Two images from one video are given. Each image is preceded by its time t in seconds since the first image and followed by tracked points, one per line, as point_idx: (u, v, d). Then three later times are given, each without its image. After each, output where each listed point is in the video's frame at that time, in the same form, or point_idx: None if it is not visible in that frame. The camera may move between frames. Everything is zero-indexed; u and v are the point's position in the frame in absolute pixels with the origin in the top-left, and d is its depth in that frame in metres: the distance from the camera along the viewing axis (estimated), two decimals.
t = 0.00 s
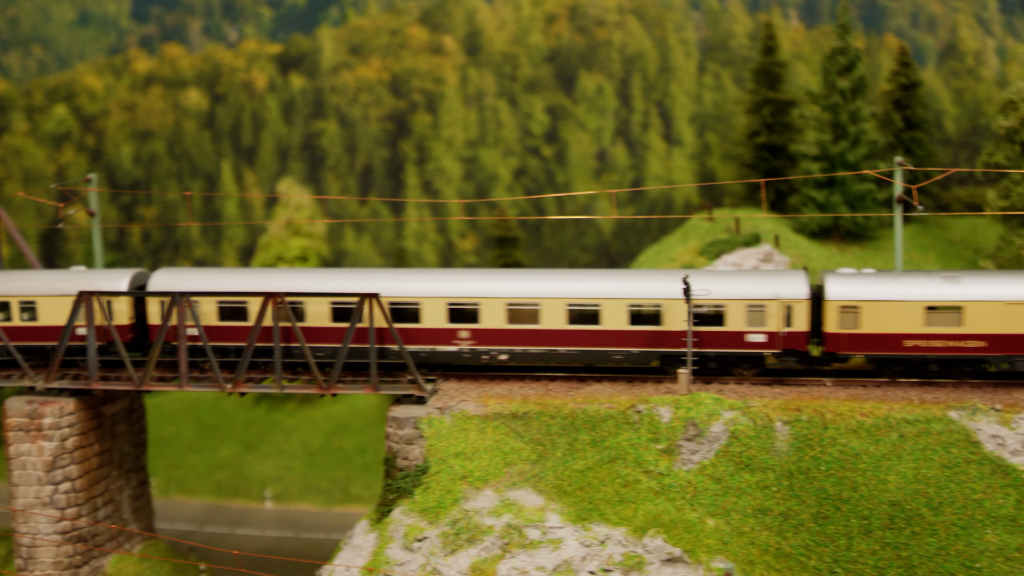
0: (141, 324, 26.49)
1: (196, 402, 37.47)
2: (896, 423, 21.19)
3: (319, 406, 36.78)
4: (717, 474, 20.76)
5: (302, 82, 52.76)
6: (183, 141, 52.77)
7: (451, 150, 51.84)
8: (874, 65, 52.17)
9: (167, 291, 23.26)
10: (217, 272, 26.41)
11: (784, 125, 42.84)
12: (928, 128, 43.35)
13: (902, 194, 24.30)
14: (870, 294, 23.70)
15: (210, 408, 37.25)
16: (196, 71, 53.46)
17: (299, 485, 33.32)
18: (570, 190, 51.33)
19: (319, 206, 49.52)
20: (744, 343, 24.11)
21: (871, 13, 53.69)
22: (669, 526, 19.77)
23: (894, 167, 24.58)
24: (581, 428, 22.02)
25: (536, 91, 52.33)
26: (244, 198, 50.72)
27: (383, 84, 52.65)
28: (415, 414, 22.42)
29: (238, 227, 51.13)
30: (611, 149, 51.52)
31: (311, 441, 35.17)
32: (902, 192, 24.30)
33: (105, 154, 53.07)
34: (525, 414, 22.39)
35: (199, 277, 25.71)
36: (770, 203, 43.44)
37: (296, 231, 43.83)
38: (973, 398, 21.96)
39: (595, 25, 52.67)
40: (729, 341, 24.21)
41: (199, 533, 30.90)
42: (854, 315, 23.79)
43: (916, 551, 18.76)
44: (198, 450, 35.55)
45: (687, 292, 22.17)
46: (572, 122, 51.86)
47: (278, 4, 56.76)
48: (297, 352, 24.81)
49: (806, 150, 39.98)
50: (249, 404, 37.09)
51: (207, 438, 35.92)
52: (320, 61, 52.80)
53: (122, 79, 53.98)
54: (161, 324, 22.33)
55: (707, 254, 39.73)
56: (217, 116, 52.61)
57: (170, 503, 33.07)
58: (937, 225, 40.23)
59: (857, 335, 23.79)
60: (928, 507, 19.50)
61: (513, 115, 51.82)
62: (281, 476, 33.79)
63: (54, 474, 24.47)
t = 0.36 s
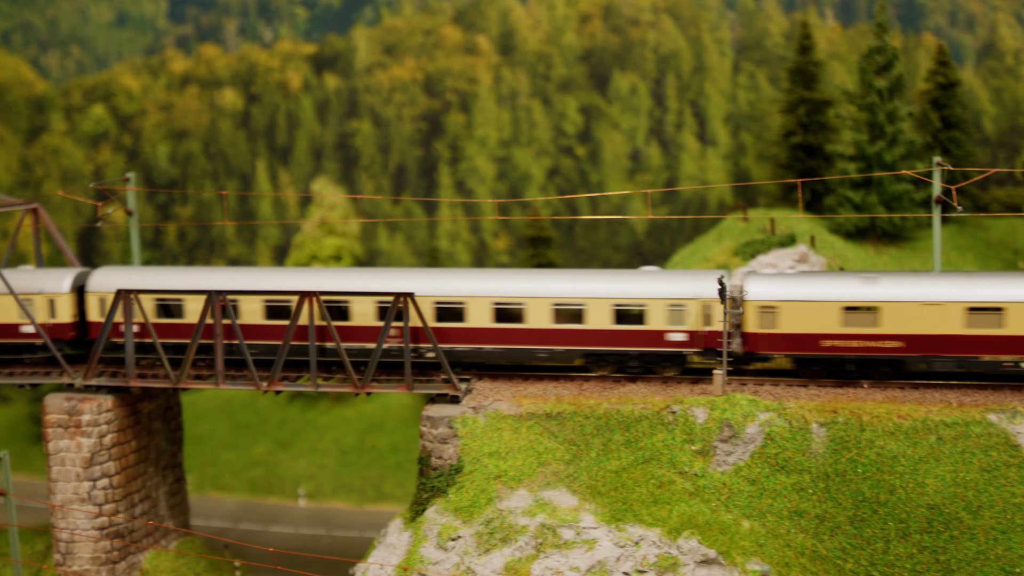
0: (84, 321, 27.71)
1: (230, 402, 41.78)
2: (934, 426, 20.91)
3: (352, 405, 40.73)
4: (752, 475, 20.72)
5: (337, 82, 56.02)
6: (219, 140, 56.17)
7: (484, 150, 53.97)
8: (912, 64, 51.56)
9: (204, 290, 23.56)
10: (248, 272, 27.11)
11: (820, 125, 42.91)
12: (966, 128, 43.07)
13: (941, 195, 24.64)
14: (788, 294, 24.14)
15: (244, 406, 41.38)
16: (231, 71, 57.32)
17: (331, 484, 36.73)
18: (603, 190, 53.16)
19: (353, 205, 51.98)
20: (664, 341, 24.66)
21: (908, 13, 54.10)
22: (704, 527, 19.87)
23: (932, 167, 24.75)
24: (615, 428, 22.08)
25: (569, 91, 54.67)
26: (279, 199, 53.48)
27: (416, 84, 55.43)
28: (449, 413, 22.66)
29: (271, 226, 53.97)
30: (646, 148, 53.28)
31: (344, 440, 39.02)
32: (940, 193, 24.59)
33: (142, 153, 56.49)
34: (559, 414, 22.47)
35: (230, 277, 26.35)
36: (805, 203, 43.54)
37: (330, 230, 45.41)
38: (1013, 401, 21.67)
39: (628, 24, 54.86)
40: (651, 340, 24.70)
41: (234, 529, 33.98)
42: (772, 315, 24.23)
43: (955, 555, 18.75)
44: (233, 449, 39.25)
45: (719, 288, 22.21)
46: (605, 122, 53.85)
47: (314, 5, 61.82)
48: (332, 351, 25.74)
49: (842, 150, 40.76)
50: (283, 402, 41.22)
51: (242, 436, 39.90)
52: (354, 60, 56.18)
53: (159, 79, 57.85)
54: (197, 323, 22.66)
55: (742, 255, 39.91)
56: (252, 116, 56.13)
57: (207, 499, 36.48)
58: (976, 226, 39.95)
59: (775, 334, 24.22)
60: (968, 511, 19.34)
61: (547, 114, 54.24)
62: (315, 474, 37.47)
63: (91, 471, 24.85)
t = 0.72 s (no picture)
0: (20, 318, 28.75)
1: (256, 400, 42.78)
2: (959, 429, 20.58)
3: (377, 404, 41.76)
4: (774, 478, 20.68)
5: (361, 82, 56.72)
6: (245, 141, 57.01)
7: (508, 150, 54.30)
8: (940, 64, 50.85)
9: (226, 290, 23.99)
10: (273, 271, 28.11)
11: (846, 125, 42.41)
12: (995, 129, 42.46)
13: (967, 196, 24.23)
14: (694, 294, 24.93)
15: (269, 405, 42.34)
16: (258, 71, 58.31)
17: (356, 484, 37.16)
18: (627, 190, 53.12)
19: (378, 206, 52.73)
20: (577, 341, 25.66)
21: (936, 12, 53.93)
22: (724, 530, 19.95)
23: (958, 168, 24.40)
24: (635, 429, 22.04)
25: (594, 91, 54.60)
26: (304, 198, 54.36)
27: (441, 84, 55.79)
28: (469, 413, 22.69)
29: (296, 226, 54.71)
30: (670, 149, 53.12)
31: (368, 438, 39.72)
32: (967, 194, 24.23)
33: (169, 153, 57.24)
34: (580, 415, 22.40)
35: (254, 276, 27.26)
36: (831, 204, 42.77)
37: (354, 230, 45.70)
38: None
39: (653, 24, 54.62)
40: (564, 339, 25.70)
41: (257, 527, 34.39)
42: (680, 314, 25.07)
43: (979, 561, 18.75)
44: (256, 447, 39.79)
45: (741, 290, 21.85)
46: (630, 122, 53.67)
47: (340, 6, 63.31)
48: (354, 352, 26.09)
49: (869, 151, 40.52)
50: (307, 401, 42.29)
51: (265, 434, 40.53)
52: (379, 60, 56.84)
53: (186, 79, 58.77)
54: (220, 322, 23.04)
55: (766, 256, 39.51)
56: (277, 115, 57.00)
57: (231, 497, 36.95)
58: (1004, 227, 39.42)
59: (683, 334, 25.04)
60: (992, 516, 19.19)
61: (571, 115, 54.25)
62: (339, 473, 37.99)
63: (116, 468, 25.22)
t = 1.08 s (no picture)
0: None
1: (279, 400, 43.87)
2: (980, 433, 20.32)
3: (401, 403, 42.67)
4: (791, 481, 20.57)
5: (386, 82, 57.13)
6: (270, 140, 57.58)
7: (531, 150, 54.41)
8: (967, 63, 50.08)
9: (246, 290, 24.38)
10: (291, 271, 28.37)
11: (871, 125, 41.90)
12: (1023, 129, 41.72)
13: (991, 198, 23.95)
14: (603, 293, 25.55)
15: (293, 405, 43.41)
16: (284, 72, 59.04)
17: (377, 483, 37.49)
18: (650, 191, 52.54)
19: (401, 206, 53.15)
20: (489, 338, 26.14)
21: (963, 10, 53.46)
22: (741, 533, 19.91)
23: (983, 169, 24.05)
24: (652, 431, 22.00)
25: (617, 91, 54.56)
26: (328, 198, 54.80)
27: (464, 84, 56.07)
28: (485, 414, 22.77)
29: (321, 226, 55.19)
30: (694, 149, 52.80)
31: (391, 437, 40.35)
32: (991, 195, 23.95)
33: (195, 153, 58.00)
34: (596, 416, 22.38)
35: (272, 276, 27.45)
36: (855, 205, 42.40)
37: (376, 229, 46.46)
38: None
39: (677, 23, 54.46)
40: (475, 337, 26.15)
41: (277, 525, 34.67)
42: (589, 313, 25.70)
43: (998, 567, 18.60)
44: (279, 445, 40.68)
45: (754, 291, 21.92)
46: (654, 122, 53.44)
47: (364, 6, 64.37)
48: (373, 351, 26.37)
49: (893, 151, 40.12)
50: (331, 400, 43.16)
51: (288, 433, 41.30)
52: (403, 60, 57.31)
53: (212, 79, 59.54)
54: (240, 321, 23.45)
55: (787, 257, 39.22)
56: (302, 115, 57.53)
57: (253, 495, 37.45)
58: None
59: (591, 333, 25.67)
60: (1013, 521, 18.99)
61: (594, 115, 54.23)
62: (361, 472, 38.40)
63: (136, 465, 25.66)
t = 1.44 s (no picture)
0: None
1: (298, 399, 44.27)
2: (994, 437, 20.06)
3: (418, 403, 42.82)
4: (801, 484, 20.50)
5: (405, 82, 57.42)
6: (290, 141, 57.96)
7: (550, 150, 54.30)
8: (988, 62, 49.47)
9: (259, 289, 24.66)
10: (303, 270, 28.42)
11: (891, 125, 41.62)
12: None
13: (1007, 199, 23.75)
14: (512, 292, 25.77)
15: (311, 404, 43.83)
16: (303, 72, 59.31)
17: (392, 484, 37.63)
18: (668, 191, 52.64)
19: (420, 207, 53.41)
20: (402, 335, 26.50)
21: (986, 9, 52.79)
22: (750, 536, 19.89)
23: (1000, 170, 23.80)
24: (662, 432, 21.91)
25: (636, 91, 54.44)
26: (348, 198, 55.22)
27: (483, 84, 56.18)
28: (496, 414, 22.72)
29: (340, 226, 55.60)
30: (712, 149, 52.59)
31: (407, 437, 40.47)
32: (1007, 196, 23.73)
33: (216, 153, 58.59)
34: (606, 417, 22.31)
35: (281, 275, 27.52)
36: (874, 205, 42.23)
37: (394, 229, 46.99)
38: None
39: (696, 23, 54.38)
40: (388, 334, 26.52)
41: (294, 524, 34.88)
42: (498, 311, 25.91)
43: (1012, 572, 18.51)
44: (297, 444, 41.11)
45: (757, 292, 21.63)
46: (672, 122, 53.26)
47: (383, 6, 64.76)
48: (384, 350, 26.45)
49: (910, 153, 39.71)
50: (350, 400, 43.49)
51: (307, 432, 41.68)
52: (422, 61, 57.47)
53: (233, 80, 60.25)
54: (253, 319, 23.86)
55: (803, 258, 38.88)
56: (322, 115, 57.83)
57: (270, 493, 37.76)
58: None
59: (500, 331, 25.90)
60: None
61: (613, 115, 54.13)
62: (377, 471, 38.63)
63: (150, 463, 25.92)
